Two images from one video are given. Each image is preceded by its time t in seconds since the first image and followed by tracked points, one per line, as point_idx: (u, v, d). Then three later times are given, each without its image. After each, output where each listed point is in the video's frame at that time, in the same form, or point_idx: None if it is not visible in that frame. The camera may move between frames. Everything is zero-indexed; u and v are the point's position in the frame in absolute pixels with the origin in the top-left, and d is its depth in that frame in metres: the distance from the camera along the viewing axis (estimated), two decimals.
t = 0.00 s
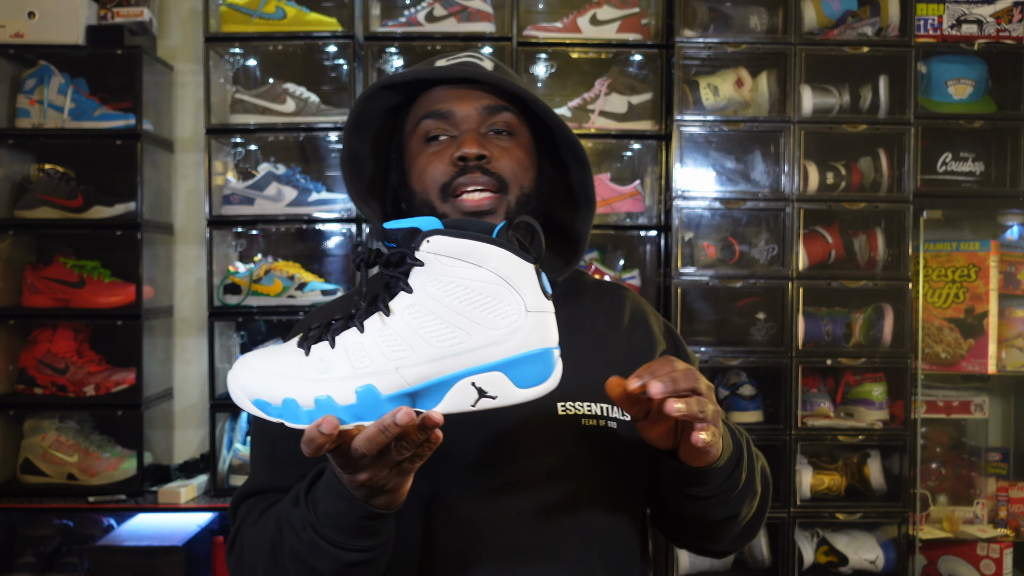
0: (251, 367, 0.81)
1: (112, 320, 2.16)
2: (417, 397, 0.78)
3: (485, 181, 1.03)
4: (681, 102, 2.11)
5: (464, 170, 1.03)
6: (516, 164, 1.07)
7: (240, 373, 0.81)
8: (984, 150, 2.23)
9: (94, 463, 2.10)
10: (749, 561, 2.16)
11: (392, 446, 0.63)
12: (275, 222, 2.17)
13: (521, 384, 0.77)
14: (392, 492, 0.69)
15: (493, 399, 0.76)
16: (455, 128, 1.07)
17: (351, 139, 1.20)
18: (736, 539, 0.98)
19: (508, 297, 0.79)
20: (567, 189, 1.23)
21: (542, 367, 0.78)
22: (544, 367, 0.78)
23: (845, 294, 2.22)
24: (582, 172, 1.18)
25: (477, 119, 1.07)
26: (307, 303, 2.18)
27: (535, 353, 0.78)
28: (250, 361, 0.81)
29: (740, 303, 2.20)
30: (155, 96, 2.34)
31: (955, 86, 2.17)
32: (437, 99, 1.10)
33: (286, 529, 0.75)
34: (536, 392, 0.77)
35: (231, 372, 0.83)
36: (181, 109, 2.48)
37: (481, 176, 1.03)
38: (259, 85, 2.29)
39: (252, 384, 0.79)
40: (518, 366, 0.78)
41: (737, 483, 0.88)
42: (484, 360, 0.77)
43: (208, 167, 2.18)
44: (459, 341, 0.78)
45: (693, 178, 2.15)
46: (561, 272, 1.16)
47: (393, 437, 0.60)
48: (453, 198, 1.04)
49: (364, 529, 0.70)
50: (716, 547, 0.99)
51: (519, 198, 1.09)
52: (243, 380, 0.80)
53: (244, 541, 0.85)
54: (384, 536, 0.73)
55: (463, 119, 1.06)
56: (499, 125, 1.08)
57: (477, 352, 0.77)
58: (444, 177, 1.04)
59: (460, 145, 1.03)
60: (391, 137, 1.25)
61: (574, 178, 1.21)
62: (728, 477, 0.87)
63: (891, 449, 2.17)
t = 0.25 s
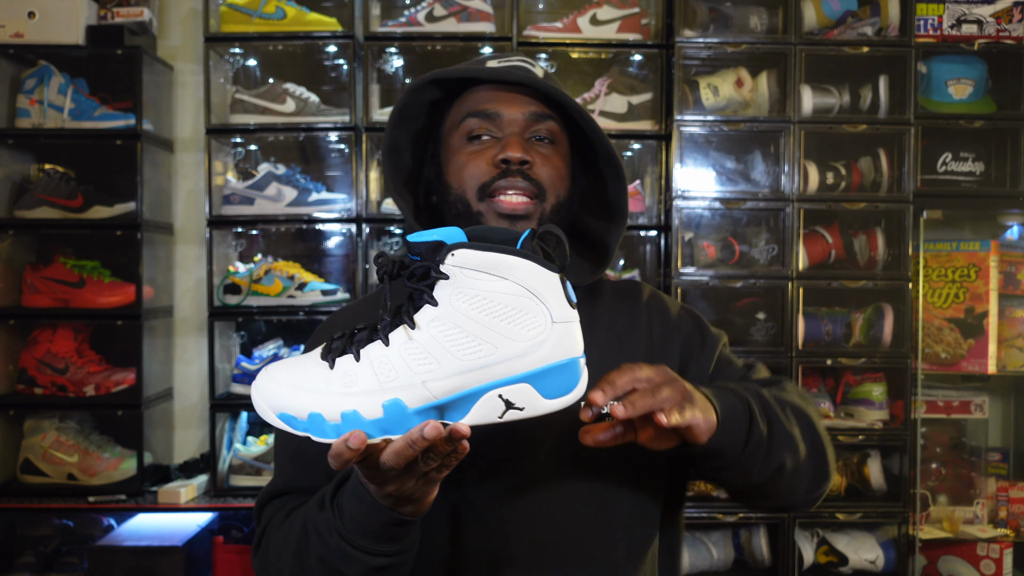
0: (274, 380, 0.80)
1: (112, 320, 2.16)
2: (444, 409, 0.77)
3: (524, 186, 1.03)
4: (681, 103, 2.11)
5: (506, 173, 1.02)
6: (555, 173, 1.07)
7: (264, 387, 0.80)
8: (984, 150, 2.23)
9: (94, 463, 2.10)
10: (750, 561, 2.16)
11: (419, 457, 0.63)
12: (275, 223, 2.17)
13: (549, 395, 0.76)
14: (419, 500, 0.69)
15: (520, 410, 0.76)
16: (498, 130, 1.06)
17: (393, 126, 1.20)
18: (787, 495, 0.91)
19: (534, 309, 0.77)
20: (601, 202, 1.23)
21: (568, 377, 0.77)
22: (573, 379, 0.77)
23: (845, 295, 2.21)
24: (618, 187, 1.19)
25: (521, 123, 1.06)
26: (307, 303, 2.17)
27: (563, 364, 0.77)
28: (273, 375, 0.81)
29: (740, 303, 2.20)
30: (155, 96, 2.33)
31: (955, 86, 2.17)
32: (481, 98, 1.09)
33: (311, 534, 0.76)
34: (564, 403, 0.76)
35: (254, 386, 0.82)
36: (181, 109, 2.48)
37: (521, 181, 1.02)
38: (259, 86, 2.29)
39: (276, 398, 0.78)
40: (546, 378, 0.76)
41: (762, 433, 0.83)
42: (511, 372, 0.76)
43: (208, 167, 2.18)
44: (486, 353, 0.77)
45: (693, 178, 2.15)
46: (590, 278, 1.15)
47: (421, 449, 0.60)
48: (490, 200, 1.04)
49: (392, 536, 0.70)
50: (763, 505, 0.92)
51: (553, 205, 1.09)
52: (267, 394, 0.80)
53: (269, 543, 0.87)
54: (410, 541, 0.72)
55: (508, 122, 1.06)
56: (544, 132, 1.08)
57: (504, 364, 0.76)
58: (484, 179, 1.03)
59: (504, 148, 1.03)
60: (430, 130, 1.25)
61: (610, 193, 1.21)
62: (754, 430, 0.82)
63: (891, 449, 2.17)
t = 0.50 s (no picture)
0: (295, 382, 0.81)
1: (112, 320, 2.16)
2: (462, 410, 0.75)
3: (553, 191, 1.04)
4: (681, 103, 2.11)
5: (536, 176, 1.03)
6: (584, 180, 1.08)
7: (285, 389, 0.81)
8: (984, 150, 2.23)
9: (94, 463, 2.10)
10: (750, 562, 2.15)
11: (438, 457, 0.62)
12: (275, 222, 2.17)
13: (570, 395, 0.75)
14: (439, 500, 0.69)
15: (539, 410, 0.74)
16: (534, 132, 1.08)
17: (433, 117, 1.23)
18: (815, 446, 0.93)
19: (552, 309, 0.75)
20: (631, 215, 1.26)
21: (587, 376, 0.75)
22: (593, 379, 0.75)
23: (845, 294, 2.22)
24: (649, 202, 1.22)
25: (557, 128, 1.08)
26: (307, 303, 2.17)
27: (582, 364, 0.75)
28: (294, 376, 0.81)
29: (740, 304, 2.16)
30: (155, 96, 2.34)
31: (955, 86, 2.17)
32: (521, 99, 1.11)
33: (334, 533, 0.76)
34: (584, 403, 0.75)
35: (276, 388, 0.83)
36: (181, 109, 2.48)
37: (551, 185, 1.04)
38: (259, 86, 2.29)
39: (297, 400, 0.79)
40: (565, 378, 0.75)
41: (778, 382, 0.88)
42: (529, 372, 0.74)
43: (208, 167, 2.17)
44: (503, 353, 0.75)
45: (692, 177, 2.15)
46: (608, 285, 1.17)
47: (439, 449, 0.59)
48: (519, 200, 1.05)
49: (414, 535, 0.70)
50: (791, 459, 0.95)
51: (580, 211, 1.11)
52: (288, 396, 0.80)
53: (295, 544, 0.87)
54: (431, 541, 0.72)
55: (544, 125, 1.07)
56: (578, 139, 1.09)
57: (521, 364, 0.74)
58: (515, 179, 1.05)
59: (536, 150, 1.04)
60: (468, 125, 1.27)
61: (639, 207, 1.24)
62: (763, 377, 0.89)
63: (891, 449, 2.17)
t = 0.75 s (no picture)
0: (305, 360, 0.81)
1: (112, 320, 2.16)
2: (468, 390, 0.77)
3: (562, 191, 1.04)
4: (681, 103, 2.11)
5: (546, 176, 1.03)
6: (596, 180, 1.08)
7: (294, 366, 0.82)
8: (984, 150, 2.23)
9: (94, 463, 2.10)
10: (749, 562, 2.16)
11: (444, 438, 0.63)
12: (275, 222, 2.17)
13: (573, 378, 0.77)
14: (445, 482, 0.70)
15: (544, 393, 0.76)
16: (546, 133, 1.08)
17: (450, 121, 1.21)
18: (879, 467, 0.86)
19: (559, 293, 0.77)
20: (648, 216, 1.23)
21: (591, 361, 0.77)
22: (597, 363, 0.77)
23: (845, 294, 2.22)
24: (662, 201, 1.18)
25: (569, 128, 1.08)
26: (307, 303, 2.17)
27: (587, 347, 0.77)
28: (304, 355, 0.82)
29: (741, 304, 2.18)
30: (155, 96, 2.33)
31: (955, 86, 2.17)
32: (535, 99, 1.12)
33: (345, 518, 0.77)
34: (588, 386, 0.77)
35: (285, 364, 0.83)
36: (181, 109, 2.48)
37: (560, 185, 1.04)
38: (259, 86, 2.29)
39: (307, 377, 0.80)
40: (570, 361, 0.77)
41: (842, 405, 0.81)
42: (535, 354, 0.76)
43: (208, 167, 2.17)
44: (510, 335, 0.77)
45: (692, 177, 2.15)
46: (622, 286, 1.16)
47: (444, 430, 0.59)
48: (528, 201, 1.06)
49: (423, 518, 0.71)
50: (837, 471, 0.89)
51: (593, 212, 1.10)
52: (298, 372, 0.81)
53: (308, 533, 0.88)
54: (442, 525, 0.74)
55: (556, 126, 1.08)
56: (590, 140, 1.09)
57: (527, 346, 0.76)
58: (525, 179, 1.05)
59: (546, 150, 1.05)
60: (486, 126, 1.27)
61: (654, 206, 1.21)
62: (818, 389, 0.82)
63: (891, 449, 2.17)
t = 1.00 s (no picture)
0: (316, 340, 0.83)
1: (112, 320, 2.16)
2: (476, 365, 0.78)
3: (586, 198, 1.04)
4: (681, 102, 2.11)
5: (570, 184, 1.03)
6: (619, 187, 1.07)
7: (307, 346, 0.83)
8: (984, 150, 2.23)
9: (94, 463, 2.10)
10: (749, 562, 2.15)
11: (454, 415, 0.63)
12: (275, 222, 2.17)
13: (582, 349, 0.76)
14: (457, 461, 0.69)
15: (552, 365, 0.76)
16: (569, 140, 1.08)
17: (472, 125, 1.24)
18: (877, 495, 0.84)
19: (564, 264, 0.77)
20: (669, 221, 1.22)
21: (599, 333, 0.76)
22: (606, 335, 0.76)
23: (845, 294, 2.22)
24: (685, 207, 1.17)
25: (592, 135, 1.08)
26: (307, 303, 2.17)
27: (595, 319, 0.77)
28: (316, 336, 0.83)
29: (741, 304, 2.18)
30: (155, 96, 2.33)
31: (955, 86, 2.17)
32: (559, 106, 1.11)
33: (359, 504, 0.76)
34: (597, 358, 0.76)
35: (298, 345, 0.85)
36: (181, 109, 2.48)
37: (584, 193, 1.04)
38: (259, 86, 2.29)
39: (318, 355, 0.81)
40: (578, 333, 0.77)
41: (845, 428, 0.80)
42: (542, 327, 0.76)
43: (208, 167, 2.17)
44: (517, 308, 0.77)
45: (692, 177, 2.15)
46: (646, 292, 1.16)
47: (454, 405, 0.59)
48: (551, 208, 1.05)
49: (435, 499, 0.71)
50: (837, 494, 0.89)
51: (616, 218, 1.11)
52: (310, 352, 0.82)
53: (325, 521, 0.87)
54: (455, 509, 0.74)
55: (580, 133, 1.07)
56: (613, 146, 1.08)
57: (535, 319, 0.76)
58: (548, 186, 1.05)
59: (570, 158, 1.05)
60: (508, 131, 1.28)
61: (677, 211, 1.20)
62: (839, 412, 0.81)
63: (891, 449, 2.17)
